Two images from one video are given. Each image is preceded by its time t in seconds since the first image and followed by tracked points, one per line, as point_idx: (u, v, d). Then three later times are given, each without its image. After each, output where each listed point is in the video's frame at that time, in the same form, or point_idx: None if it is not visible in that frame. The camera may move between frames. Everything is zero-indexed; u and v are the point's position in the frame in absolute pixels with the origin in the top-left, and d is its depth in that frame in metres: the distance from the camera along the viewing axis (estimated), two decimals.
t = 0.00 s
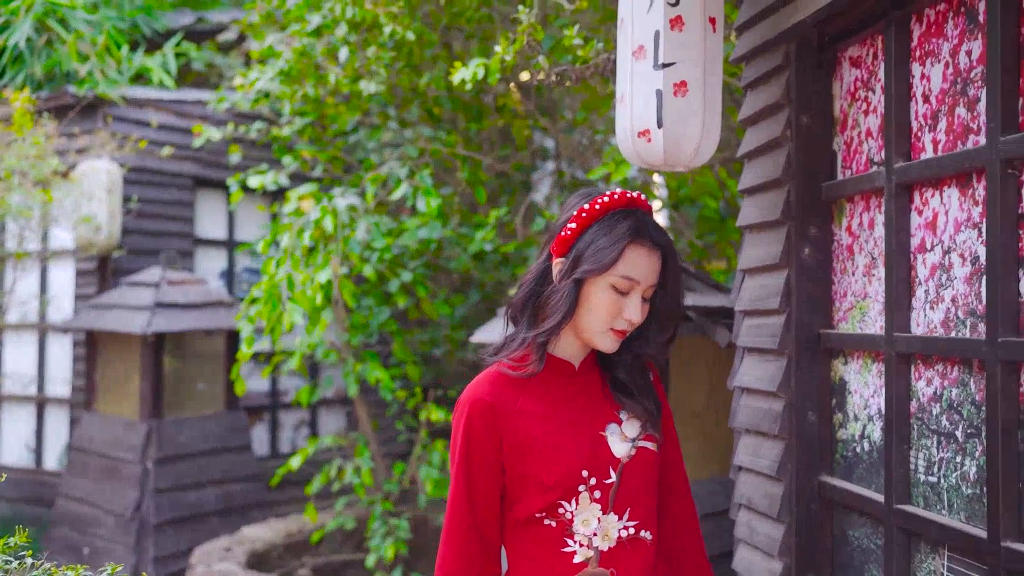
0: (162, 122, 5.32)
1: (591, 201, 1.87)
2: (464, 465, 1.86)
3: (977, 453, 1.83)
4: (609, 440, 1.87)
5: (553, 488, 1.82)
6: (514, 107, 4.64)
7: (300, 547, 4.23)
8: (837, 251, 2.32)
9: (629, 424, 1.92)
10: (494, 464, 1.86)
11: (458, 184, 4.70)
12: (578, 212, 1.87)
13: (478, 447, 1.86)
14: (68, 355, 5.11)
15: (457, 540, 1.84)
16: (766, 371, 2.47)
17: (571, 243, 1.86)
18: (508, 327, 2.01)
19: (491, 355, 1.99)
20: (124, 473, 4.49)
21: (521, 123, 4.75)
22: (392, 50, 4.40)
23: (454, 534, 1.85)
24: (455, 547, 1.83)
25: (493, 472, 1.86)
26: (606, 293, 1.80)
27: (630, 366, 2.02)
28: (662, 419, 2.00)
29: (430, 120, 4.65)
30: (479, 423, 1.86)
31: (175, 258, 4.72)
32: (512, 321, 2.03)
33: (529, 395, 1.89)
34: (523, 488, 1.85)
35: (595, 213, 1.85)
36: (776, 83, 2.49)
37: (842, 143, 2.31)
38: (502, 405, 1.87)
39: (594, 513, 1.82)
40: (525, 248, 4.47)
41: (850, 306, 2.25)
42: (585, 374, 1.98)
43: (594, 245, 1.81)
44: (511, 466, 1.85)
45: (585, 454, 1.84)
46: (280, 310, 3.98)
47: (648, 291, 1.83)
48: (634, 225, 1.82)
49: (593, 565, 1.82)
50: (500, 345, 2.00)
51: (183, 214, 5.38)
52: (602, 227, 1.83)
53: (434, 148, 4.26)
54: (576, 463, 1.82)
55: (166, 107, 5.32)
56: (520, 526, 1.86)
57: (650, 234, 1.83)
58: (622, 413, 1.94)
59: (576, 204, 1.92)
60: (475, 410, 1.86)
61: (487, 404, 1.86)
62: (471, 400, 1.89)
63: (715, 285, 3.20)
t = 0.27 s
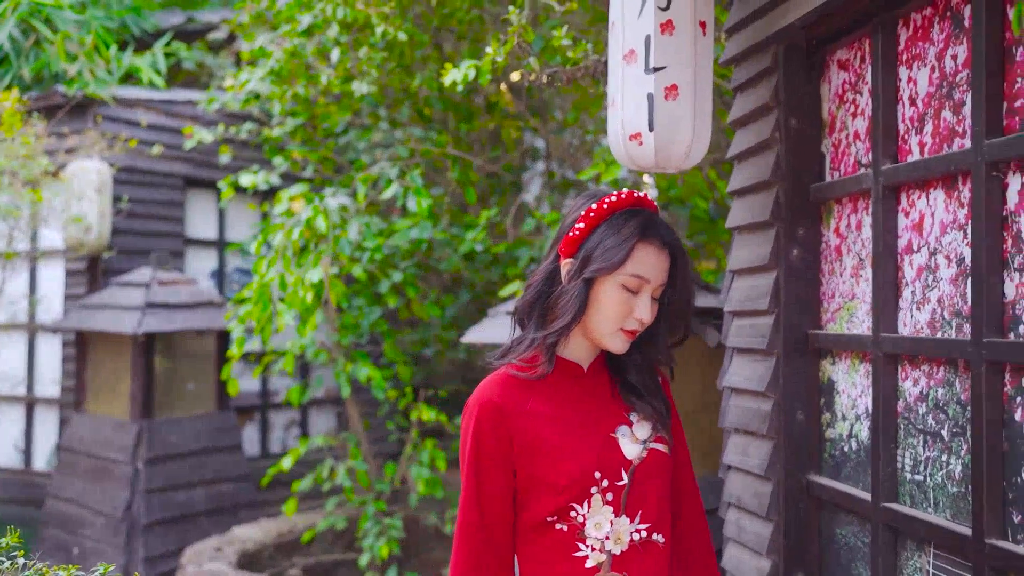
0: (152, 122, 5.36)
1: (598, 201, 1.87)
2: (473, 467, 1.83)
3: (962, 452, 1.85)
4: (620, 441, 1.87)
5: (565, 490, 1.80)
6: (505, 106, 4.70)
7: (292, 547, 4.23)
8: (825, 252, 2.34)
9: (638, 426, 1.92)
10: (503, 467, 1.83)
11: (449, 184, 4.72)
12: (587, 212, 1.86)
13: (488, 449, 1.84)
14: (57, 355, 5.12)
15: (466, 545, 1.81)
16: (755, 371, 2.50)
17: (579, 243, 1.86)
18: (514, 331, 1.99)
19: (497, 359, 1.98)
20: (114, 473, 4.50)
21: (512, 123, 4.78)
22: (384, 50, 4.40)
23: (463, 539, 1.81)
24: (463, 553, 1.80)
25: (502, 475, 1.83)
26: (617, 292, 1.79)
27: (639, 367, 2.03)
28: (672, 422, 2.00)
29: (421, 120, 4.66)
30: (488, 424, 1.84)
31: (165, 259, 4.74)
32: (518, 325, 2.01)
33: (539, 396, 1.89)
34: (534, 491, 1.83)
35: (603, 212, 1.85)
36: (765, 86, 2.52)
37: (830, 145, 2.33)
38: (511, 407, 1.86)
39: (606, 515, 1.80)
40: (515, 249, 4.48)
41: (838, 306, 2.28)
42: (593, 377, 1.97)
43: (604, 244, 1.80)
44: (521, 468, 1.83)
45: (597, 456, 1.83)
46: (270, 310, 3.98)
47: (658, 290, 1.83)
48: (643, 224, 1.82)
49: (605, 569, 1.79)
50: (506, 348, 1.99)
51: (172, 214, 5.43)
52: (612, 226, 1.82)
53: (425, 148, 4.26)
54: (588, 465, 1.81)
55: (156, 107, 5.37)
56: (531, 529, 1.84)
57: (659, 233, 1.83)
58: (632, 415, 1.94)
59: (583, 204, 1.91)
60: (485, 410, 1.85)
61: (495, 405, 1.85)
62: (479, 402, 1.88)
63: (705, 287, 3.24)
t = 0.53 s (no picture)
0: (140, 121, 5.37)
1: (603, 199, 1.90)
2: (480, 470, 1.83)
3: (946, 447, 1.87)
4: (628, 443, 1.88)
5: (575, 494, 1.81)
6: (494, 106, 4.70)
7: (281, 546, 4.23)
8: (812, 250, 2.36)
9: (646, 428, 1.94)
10: (510, 470, 1.84)
11: (438, 184, 4.72)
12: (592, 210, 1.89)
13: (495, 452, 1.84)
14: (43, 354, 5.11)
15: (473, 549, 1.81)
16: (742, 368, 2.52)
17: (585, 241, 1.88)
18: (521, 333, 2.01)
19: (504, 361, 1.99)
20: (102, 472, 4.49)
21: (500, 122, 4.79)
22: (373, 50, 4.40)
23: (471, 543, 1.82)
24: (474, 558, 1.81)
25: (510, 479, 1.84)
26: (628, 289, 1.82)
27: (646, 367, 2.08)
28: (678, 423, 2.03)
29: (409, 119, 4.66)
30: (494, 427, 1.84)
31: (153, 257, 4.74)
32: (524, 327, 2.03)
33: (546, 398, 1.89)
34: (543, 494, 1.84)
35: (609, 210, 1.88)
36: (751, 86, 2.54)
37: (817, 145, 2.35)
38: (518, 409, 1.86)
39: (616, 518, 1.81)
40: (504, 248, 4.49)
41: (824, 304, 2.30)
42: (598, 377, 2.00)
43: (612, 241, 1.83)
44: (529, 471, 1.84)
45: (606, 459, 1.84)
46: (259, 309, 3.97)
47: (665, 286, 1.86)
48: (649, 220, 1.85)
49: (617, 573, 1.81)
50: (512, 350, 2.00)
51: (160, 214, 5.43)
52: (619, 223, 1.86)
53: (414, 147, 4.26)
54: (598, 468, 1.82)
55: (144, 105, 5.38)
56: (539, 532, 1.85)
57: (665, 228, 1.87)
58: (639, 417, 1.96)
59: (587, 204, 1.94)
60: (491, 412, 1.85)
61: (502, 408, 1.85)
62: (484, 403, 1.87)
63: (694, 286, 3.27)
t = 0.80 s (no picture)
0: (127, 121, 5.37)
1: (602, 198, 1.89)
2: (482, 472, 1.81)
3: (928, 444, 1.90)
4: (630, 446, 1.88)
5: (578, 497, 1.81)
6: (482, 106, 4.72)
7: (269, 545, 4.23)
8: (797, 249, 2.38)
9: (648, 430, 1.94)
10: (513, 473, 1.82)
11: (426, 184, 4.74)
12: (592, 209, 1.88)
13: (497, 454, 1.82)
14: (30, 354, 5.10)
15: (475, 552, 1.79)
16: (728, 367, 2.53)
17: (586, 240, 1.87)
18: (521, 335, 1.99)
19: (504, 364, 1.96)
20: (89, 472, 4.50)
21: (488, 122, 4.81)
22: (361, 49, 4.41)
23: (472, 546, 1.80)
24: (476, 563, 1.79)
25: (512, 481, 1.82)
26: (631, 287, 1.81)
27: (645, 368, 2.06)
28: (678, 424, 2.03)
29: (397, 120, 4.67)
30: (495, 429, 1.83)
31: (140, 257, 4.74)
32: (523, 328, 2.01)
33: (548, 400, 1.88)
34: (545, 498, 1.83)
35: (609, 208, 1.87)
36: (737, 86, 2.56)
37: (802, 145, 2.37)
38: (519, 411, 1.85)
39: (619, 522, 1.81)
40: (492, 247, 4.50)
41: (809, 303, 2.32)
42: (598, 378, 1.98)
43: (614, 240, 1.82)
44: (531, 474, 1.83)
45: (610, 462, 1.84)
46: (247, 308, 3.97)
47: (666, 283, 1.87)
48: (649, 217, 1.85)
49: None
50: (511, 352, 1.98)
51: (147, 213, 5.43)
52: (620, 221, 1.85)
53: (402, 147, 4.27)
54: (602, 471, 1.82)
55: (132, 104, 5.39)
56: (541, 535, 1.84)
57: (665, 226, 1.87)
58: (640, 419, 1.95)
59: (585, 203, 1.94)
60: (493, 414, 1.83)
61: (503, 409, 1.83)
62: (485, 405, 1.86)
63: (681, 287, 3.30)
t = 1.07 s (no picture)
0: (109, 120, 5.40)
1: (592, 199, 1.91)
2: (477, 474, 1.82)
3: (903, 442, 1.92)
4: (624, 451, 1.88)
5: (572, 502, 1.81)
6: (466, 106, 4.73)
7: (254, 545, 4.24)
8: (777, 250, 2.41)
9: (640, 435, 1.94)
10: (508, 475, 1.83)
11: (410, 184, 4.75)
12: (583, 211, 1.90)
13: (492, 457, 1.83)
14: (12, 355, 5.11)
15: (469, 555, 1.79)
16: (709, 367, 2.55)
17: (579, 241, 1.88)
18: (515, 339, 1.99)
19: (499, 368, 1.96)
20: (72, 473, 4.53)
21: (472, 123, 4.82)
22: (346, 50, 4.41)
23: (466, 549, 1.80)
24: (470, 565, 1.79)
25: (507, 484, 1.83)
26: (627, 286, 1.83)
27: (636, 371, 2.07)
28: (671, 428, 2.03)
29: (382, 120, 4.68)
30: (490, 432, 1.83)
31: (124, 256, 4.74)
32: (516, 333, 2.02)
33: (542, 403, 1.88)
34: (539, 502, 1.83)
35: (601, 208, 1.88)
36: (718, 89, 2.59)
37: (782, 147, 2.40)
38: (514, 414, 1.85)
39: (613, 527, 1.81)
40: (477, 247, 4.52)
41: (788, 303, 2.34)
42: (592, 381, 2.00)
43: (608, 240, 1.84)
44: (525, 477, 1.83)
45: (604, 466, 1.84)
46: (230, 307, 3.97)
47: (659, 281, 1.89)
48: (640, 217, 1.88)
49: None
50: (506, 357, 1.98)
51: (131, 213, 5.46)
52: (612, 221, 1.87)
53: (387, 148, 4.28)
54: (596, 476, 1.82)
55: (115, 104, 5.43)
56: (535, 540, 1.84)
57: (655, 224, 1.90)
58: (633, 424, 1.96)
59: (575, 205, 1.95)
60: (488, 416, 1.84)
61: (498, 412, 1.84)
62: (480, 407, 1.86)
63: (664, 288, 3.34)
